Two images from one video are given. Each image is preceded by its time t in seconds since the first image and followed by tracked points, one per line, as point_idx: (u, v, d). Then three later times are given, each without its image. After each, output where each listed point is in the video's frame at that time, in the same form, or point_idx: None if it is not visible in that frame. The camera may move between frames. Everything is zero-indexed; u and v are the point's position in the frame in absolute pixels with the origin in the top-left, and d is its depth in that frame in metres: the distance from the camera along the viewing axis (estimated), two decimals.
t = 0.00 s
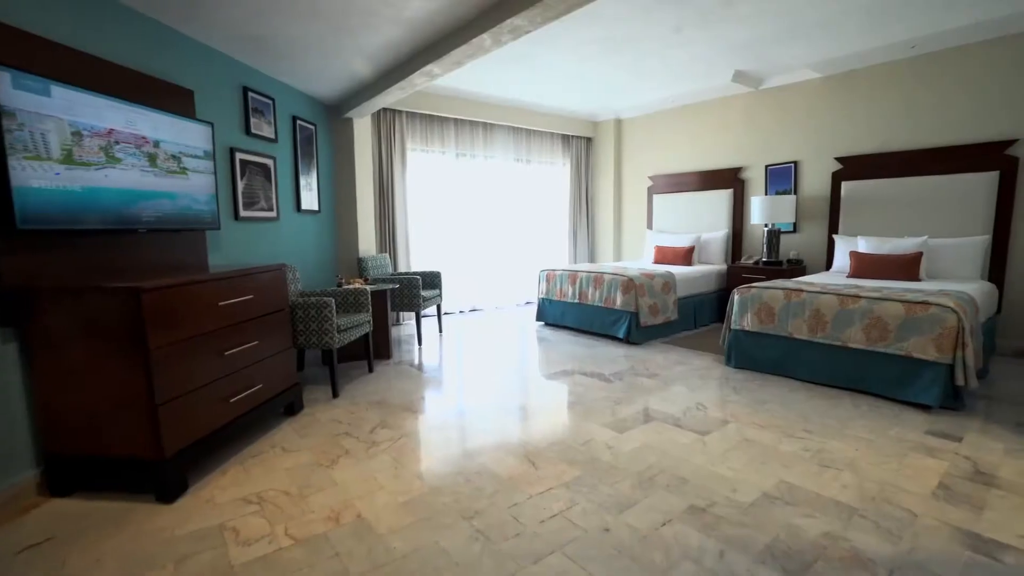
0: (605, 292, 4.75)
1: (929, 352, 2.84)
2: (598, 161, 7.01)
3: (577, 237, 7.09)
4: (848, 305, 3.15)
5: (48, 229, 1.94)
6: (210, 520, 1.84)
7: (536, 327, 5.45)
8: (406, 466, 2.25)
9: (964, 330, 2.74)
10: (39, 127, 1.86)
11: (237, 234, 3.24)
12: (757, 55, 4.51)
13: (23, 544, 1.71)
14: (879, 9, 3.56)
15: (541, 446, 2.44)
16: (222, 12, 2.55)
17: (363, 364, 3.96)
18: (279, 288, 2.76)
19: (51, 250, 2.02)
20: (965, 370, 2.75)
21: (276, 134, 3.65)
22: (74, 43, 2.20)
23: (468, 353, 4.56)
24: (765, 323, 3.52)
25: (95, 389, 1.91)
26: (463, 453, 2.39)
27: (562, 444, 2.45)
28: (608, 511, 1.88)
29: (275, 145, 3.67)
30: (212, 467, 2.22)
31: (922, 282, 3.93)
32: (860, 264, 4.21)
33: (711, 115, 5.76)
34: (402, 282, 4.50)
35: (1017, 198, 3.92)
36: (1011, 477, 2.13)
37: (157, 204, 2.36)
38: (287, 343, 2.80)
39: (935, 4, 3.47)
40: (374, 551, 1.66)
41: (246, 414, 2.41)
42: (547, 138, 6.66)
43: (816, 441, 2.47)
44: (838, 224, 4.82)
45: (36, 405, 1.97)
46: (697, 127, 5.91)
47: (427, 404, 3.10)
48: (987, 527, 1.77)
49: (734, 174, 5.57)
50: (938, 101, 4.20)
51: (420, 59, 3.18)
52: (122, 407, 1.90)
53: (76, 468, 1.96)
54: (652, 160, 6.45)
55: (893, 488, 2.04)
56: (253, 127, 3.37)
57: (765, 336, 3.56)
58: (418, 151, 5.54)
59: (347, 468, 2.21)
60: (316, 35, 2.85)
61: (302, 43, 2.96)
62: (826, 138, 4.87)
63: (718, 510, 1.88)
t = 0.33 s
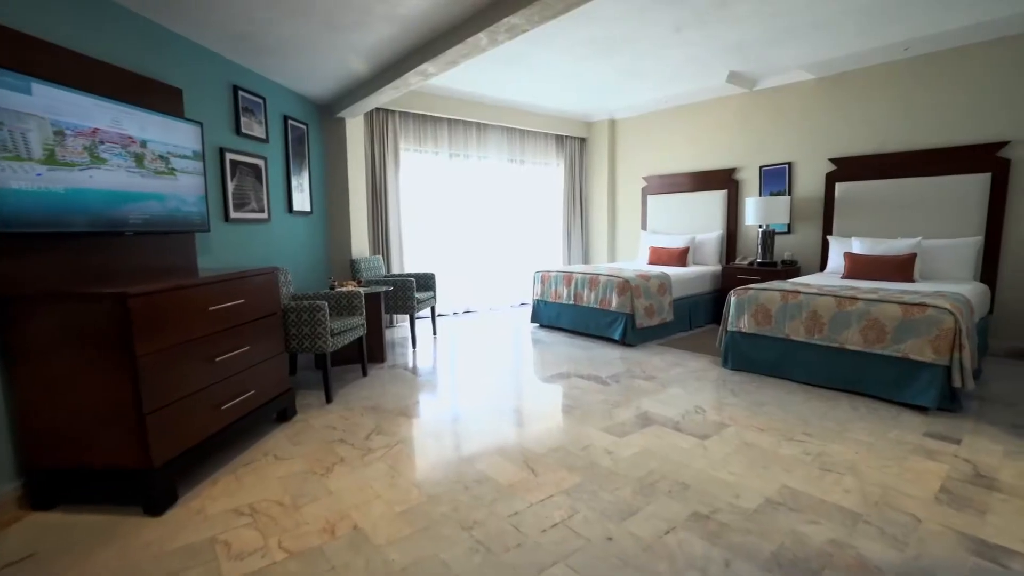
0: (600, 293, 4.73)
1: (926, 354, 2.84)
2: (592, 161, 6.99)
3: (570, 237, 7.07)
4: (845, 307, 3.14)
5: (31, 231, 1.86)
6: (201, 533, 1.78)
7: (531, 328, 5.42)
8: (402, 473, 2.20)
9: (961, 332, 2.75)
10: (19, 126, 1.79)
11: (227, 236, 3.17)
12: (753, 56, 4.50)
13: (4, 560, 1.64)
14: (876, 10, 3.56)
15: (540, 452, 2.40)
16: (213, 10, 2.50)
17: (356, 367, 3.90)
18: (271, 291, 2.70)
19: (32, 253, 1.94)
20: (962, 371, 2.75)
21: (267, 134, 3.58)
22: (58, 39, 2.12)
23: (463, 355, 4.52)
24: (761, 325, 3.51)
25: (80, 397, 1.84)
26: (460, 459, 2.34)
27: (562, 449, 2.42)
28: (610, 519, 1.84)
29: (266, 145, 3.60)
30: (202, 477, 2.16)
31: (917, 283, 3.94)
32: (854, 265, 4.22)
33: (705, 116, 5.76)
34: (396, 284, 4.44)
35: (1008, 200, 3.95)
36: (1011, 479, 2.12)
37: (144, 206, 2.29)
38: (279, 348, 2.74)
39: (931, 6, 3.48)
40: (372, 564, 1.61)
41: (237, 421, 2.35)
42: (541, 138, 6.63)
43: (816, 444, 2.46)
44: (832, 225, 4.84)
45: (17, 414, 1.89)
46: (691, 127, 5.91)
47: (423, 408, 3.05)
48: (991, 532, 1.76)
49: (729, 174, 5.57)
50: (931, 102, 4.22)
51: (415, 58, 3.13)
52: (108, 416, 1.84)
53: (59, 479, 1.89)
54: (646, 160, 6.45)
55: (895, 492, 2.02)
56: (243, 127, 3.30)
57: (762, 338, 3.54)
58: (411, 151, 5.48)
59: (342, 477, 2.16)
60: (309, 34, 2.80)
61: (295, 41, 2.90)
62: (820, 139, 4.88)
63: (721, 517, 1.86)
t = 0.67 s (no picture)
0: (595, 295, 4.69)
1: (925, 356, 2.83)
2: (585, 162, 6.96)
3: (564, 238, 7.03)
4: (843, 309, 3.13)
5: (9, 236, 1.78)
6: (190, 549, 1.71)
7: (526, 330, 5.37)
8: (399, 483, 2.14)
9: (959, 334, 2.74)
10: None
11: (215, 239, 3.09)
12: (748, 57, 4.49)
13: None
14: (870, 12, 3.57)
15: (540, 459, 2.35)
16: (201, 7, 2.42)
17: (349, 372, 3.82)
18: (263, 296, 2.62)
19: (10, 259, 1.86)
20: (960, 373, 2.75)
21: (257, 133, 3.49)
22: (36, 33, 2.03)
23: (457, 358, 4.46)
24: (758, 327, 3.49)
25: (60, 409, 1.76)
26: (458, 468, 2.29)
27: (561, 456, 2.37)
28: (614, 530, 1.80)
29: (256, 145, 3.52)
30: (191, 489, 2.08)
31: (911, 284, 3.95)
32: (849, 266, 4.22)
33: (699, 116, 5.75)
34: (389, 286, 4.37)
35: (1000, 201, 3.98)
36: (1013, 483, 2.11)
37: (129, 209, 2.21)
38: (270, 353, 2.67)
39: (926, 8, 3.49)
40: None
41: (227, 430, 2.28)
42: (534, 139, 6.58)
43: (818, 448, 2.43)
44: (826, 226, 4.84)
45: None
46: (685, 128, 5.90)
47: (418, 414, 2.99)
48: (997, 539, 1.74)
49: (723, 175, 5.56)
50: (924, 104, 4.24)
51: (408, 56, 3.07)
52: (92, 428, 1.76)
53: (39, 494, 1.81)
54: (640, 161, 6.43)
55: (899, 497, 2.00)
56: (232, 126, 3.22)
57: (759, 340, 3.53)
58: (404, 152, 5.41)
59: (336, 487, 2.10)
60: (302, 32, 2.73)
61: (287, 38, 2.82)
62: (814, 140, 4.89)
63: (726, 526, 1.82)
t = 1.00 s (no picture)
0: (591, 297, 4.65)
1: (925, 358, 2.82)
2: (579, 162, 6.92)
3: (558, 239, 6.99)
4: (842, 311, 3.11)
5: None
6: (177, 568, 1.63)
7: (520, 333, 5.31)
8: (395, 494, 2.07)
9: (959, 336, 2.73)
10: None
11: (203, 241, 3.00)
12: (743, 58, 4.48)
13: None
14: (867, 13, 3.56)
15: (540, 466, 2.29)
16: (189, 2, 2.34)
17: (341, 377, 3.74)
18: (252, 300, 2.54)
19: None
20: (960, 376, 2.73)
21: (246, 133, 3.40)
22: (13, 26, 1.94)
23: (452, 362, 4.39)
24: (757, 329, 3.47)
25: (38, 424, 1.67)
26: (457, 476, 2.22)
27: (561, 463, 2.32)
28: (619, 541, 1.75)
29: (245, 144, 3.43)
30: (178, 503, 2.00)
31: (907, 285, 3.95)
32: (845, 268, 4.21)
33: (693, 117, 5.73)
34: (382, 289, 4.29)
35: (994, 202, 3.99)
36: (1019, 487, 2.09)
37: (112, 210, 2.12)
38: (260, 360, 2.58)
39: (922, 9, 3.49)
40: None
41: (216, 440, 2.20)
42: (528, 139, 6.53)
43: (821, 453, 2.40)
44: (821, 227, 4.84)
45: None
46: (679, 129, 5.88)
47: (413, 420, 2.92)
48: (1008, 546, 1.71)
49: (717, 176, 5.55)
50: (919, 105, 4.24)
51: (403, 54, 3.01)
52: (71, 442, 1.68)
53: (15, 511, 1.72)
54: (634, 162, 6.40)
55: (906, 503, 1.97)
56: (220, 125, 3.13)
57: (757, 342, 3.50)
58: (396, 152, 5.33)
59: (331, 499, 2.03)
60: (293, 28, 2.66)
61: (278, 34, 2.75)
62: (809, 141, 4.89)
63: (733, 536, 1.78)
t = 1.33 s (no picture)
0: (587, 299, 4.57)
1: (929, 361, 2.77)
2: (573, 163, 6.85)
3: (551, 240, 6.92)
4: (844, 313, 3.06)
5: None
6: None
7: (514, 335, 5.23)
8: (390, 509, 1.97)
9: (963, 339, 2.69)
10: None
11: (186, 243, 2.87)
12: (739, 57, 4.44)
13: None
14: (865, 11, 3.53)
15: (541, 477, 2.21)
16: None
17: (331, 382, 3.63)
18: (238, 305, 2.43)
19: None
20: (965, 379, 2.69)
21: (232, 130, 3.28)
22: None
23: (445, 365, 4.29)
24: (757, 332, 3.41)
25: (3, 442, 1.55)
26: (454, 488, 2.13)
27: (563, 474, 2.23)
28: (627, 558, 1.67)
29: (231, 142, 3.31)
30: (158, 522, 1.89)
31: (904, 286, 3.92)
32: (842, 269, 4.18)
33: (688, 117, 5.69)
34: (374, 292, 4.19)
35: (991, 202, 3.98)
36: None
37: (87, 210, 2.00)
38: (246, 367, 2.47)
39: (921, 7, 3.46)
40: None
41: (199, 454, 2.09)
42: (521, 138, 6.45)
43: (828, 460, 2.34)
44: (817, 227, 4.81)
45: None
46: (674, 129, 5.83)
47: (407, 428, 2.82)
48: None
49: (712, 177, 5.51)
50: (915, 105, 4.23)
51: (395, 49, 2.92)
52: (40, 459, 1.56)
53: None
54: (628, 162, 6.34)
55: (919, 513, 1.91)
56: (204, 122, 3.00)
57: (757, 344, 3.44)
58: (387, 151, 5.22)
59: (322, 515, 1.93)
60: (281, 21, 2.55)
61: (264, 27, 2.63)
62: (805, 141, 4.86)
63: (745, 550, 1.71)
